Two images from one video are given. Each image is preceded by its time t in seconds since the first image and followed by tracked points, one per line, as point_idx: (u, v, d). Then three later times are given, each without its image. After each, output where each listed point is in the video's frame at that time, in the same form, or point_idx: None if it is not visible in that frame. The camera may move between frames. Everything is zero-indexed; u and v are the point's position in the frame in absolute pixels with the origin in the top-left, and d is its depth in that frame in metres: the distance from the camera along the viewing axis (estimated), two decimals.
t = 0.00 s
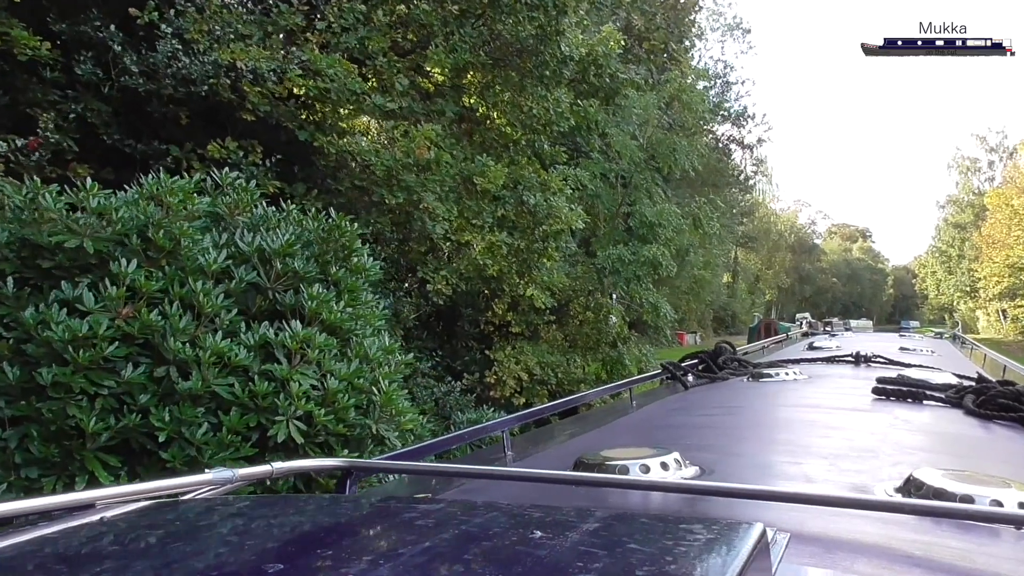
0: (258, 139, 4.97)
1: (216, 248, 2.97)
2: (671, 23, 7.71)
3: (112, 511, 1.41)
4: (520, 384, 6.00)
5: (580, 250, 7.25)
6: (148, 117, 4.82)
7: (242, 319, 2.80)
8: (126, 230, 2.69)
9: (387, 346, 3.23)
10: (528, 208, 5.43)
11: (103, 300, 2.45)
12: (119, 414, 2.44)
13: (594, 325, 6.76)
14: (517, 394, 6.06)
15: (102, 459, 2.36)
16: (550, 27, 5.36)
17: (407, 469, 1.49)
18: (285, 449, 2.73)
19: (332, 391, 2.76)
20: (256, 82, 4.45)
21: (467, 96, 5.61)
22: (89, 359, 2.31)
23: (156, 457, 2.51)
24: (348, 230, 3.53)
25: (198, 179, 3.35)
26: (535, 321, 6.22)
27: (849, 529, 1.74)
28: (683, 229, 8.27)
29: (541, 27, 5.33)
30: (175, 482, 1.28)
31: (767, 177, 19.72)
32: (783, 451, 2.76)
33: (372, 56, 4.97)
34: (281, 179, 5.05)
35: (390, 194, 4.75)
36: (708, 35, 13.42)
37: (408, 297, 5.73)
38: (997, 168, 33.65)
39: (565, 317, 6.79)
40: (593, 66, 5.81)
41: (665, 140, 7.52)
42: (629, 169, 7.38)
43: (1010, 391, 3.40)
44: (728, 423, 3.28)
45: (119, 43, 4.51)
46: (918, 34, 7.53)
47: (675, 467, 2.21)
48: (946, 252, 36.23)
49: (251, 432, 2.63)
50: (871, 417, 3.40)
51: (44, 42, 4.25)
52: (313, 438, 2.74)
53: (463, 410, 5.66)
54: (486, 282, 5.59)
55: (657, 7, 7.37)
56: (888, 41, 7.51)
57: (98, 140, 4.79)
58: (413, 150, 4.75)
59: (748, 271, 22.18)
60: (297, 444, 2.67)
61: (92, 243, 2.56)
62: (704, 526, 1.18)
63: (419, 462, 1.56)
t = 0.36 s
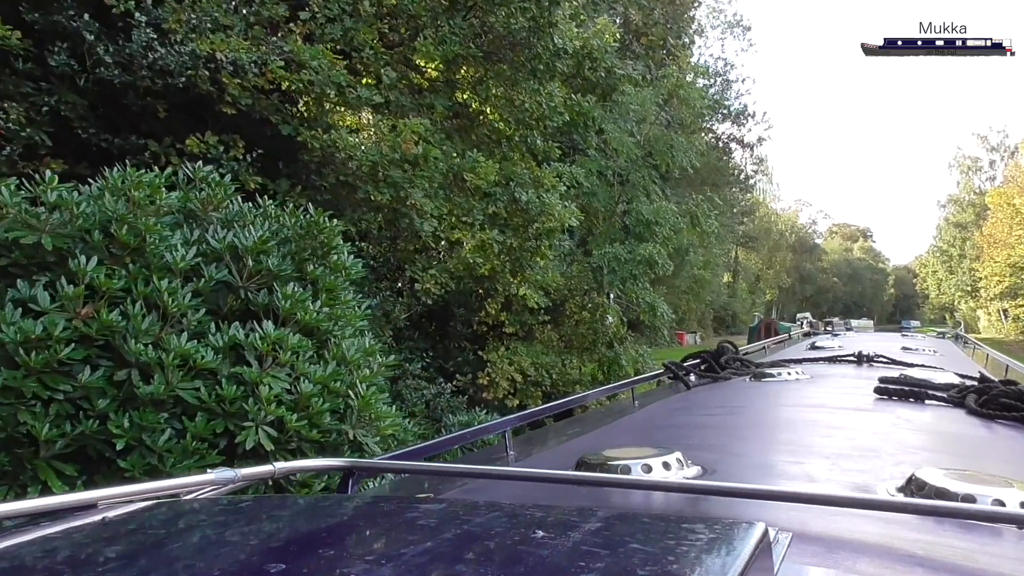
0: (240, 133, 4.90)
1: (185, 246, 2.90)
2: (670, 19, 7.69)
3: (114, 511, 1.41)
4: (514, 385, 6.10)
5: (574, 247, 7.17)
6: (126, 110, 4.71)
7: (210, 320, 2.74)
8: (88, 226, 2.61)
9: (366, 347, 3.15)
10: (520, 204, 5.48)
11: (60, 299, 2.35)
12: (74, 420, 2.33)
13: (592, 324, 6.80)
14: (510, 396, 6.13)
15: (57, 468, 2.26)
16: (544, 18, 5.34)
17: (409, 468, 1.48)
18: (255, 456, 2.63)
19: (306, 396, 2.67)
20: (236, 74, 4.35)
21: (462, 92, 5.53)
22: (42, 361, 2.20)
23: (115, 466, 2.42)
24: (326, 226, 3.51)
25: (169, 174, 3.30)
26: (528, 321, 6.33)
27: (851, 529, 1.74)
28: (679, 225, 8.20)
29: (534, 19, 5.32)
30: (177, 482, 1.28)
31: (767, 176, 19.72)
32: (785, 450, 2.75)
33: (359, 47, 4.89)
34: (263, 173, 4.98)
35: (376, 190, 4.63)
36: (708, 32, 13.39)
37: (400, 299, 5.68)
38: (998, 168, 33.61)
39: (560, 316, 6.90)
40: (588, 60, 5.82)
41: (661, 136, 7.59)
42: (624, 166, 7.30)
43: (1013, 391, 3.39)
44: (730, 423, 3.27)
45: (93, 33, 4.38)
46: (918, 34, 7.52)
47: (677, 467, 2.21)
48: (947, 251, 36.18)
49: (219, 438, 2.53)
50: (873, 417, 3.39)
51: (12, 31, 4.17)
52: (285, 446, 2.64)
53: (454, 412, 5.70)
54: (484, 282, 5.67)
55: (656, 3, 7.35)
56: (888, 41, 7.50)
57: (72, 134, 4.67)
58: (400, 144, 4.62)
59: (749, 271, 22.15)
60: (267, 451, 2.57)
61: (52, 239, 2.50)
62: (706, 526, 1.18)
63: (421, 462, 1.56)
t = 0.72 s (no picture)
0: (218, 126, 4.86)
1: (149, 243, 2.82)
2: (667, 16, 7.67)
3: (116, 512, 1.41)
4: (507, 387, 6.08)
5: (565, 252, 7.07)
6: (100, 102, 4.60)
7: (175, 320, 2.68)
8: (42, 221, 2.51)
9: (342, 348, 3.11)
10: (510, 201, 5.38)
11: (11, 298, 2.28)
12: (25, 425, 2.30)
13: (589, 323, 6.79)
14: (502, 398, 6.12)
15: (7, 476, 2.24)
16: (533, 11, 5.24)
17: (410, 468, 1.48)
18: (221, 461, 2.58)
19: (275, 400, 2.62)
20: (214, 66, 4.26)
21: (452, 87, 5.50)
22: None
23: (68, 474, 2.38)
24: (302, 222, 3.37)
25: (134, 167, 3.16)
26: (521, 321, 6.31)
27: (853, 529, 1.74)
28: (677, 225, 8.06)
29: (523, 10, 5.23)
30: (178, 483, 1.28)
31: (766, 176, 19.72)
32: (785, 450, 2.75)
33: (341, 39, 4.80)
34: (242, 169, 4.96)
35: (360, 185, 4.52)
36: (706, 31, 13.38)
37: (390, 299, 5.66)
38: (999, 167, 33.58)
39: (554, 317, 6.93)
40: (580, 53, 5.83)
41: (658, 133, 7.43)
42: (619, 163, 7.14)
43: (1014, 390, 3.39)
44: (731, 423, 3.27)
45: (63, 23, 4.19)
46: (918, 34, 7.52)
47: (678, 467, 2.21)
48: (947, 251, 36.15)
49: (181, 445, 2.48)
50: (874, 417, 3.39)
51: None
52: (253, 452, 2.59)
53: (445, 414, 5.71)
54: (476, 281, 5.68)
55: None
56: (888, 41, 7.50)
57: (43, 126, 4.44)
58: (383, 138, 4.55)
59: (748, 270, 22.16)
60: (233, 459, 2.52)
61: (3, 233, 2.38)
62: (707, 526, 1.18)
63: (422, 463, 1.56)
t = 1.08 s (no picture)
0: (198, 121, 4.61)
1: (109, 239, 2.66)
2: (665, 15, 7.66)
3: (118, 513, 1.41)
4: (498, 390, 6.11)
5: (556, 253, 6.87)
6: (75, 96, 4.42)
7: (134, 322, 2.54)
8: None
9: (317, 351, 2.99)
10: (499, 198, 5.20)
11: None
12: None
13: (583, 324, 6.75)
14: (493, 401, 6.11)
15: None
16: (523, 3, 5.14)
17: (410, 470, 1.49)
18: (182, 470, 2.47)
19: (240, 407, 2.50)
20: (188, 58, 3.99)
21: (443, 84, 5.39)
22: None
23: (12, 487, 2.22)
24: (275, 219, 3.17)
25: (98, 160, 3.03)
26: (512, 322, 6.27)
27: (854, 530, 1.74)
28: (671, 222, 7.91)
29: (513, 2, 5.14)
30: (180, 485, 1.28)
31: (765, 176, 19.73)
32: (785, 452, 2.76)
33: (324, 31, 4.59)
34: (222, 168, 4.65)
35: (341, 182, 4.26)
36: (704, 30, 13.38)
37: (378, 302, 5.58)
38: (999, 168, 33.56)
39: (547, 318, 6.82)
40: (572, 47, 5.73)
41: (653, 132, 7.27)
42: (616, 163, 7.05)
43: (1015, 391, 3.39)
44: (731, 425, 3.27)
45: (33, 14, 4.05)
46: (918, 34, 7.52)
47: (679, 468, 2.21)
48: (947, 252, 36.15)
49: (139, 454, 2.35)
50: (875, 418, 3.39)
51: None
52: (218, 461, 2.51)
53: (433, 419, 5.74)
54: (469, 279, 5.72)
55: None
56: (888, 41, 7.49)
57: (16, 122, 4.36)
58: (366, 133, 4.28)
59: (748, 271, 22.19)
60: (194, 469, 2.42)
61: None
62: (708, 528, 1.18)
63: (423, 465, 1.56)
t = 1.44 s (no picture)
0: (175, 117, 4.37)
1: (64, 238, 2.56)
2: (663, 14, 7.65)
3: (117, 517, 1.41)
4: (489, 394, 6.04)
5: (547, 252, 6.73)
6: (44, 90, 4.16)
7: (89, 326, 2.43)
8: None
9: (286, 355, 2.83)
10: (487, 197, 5.10)
11: None
12: None
13: (579, 324, 6.73)
14: (485, 405, 6.04)
15: None
16: None
17: (411, 473, 1.48)
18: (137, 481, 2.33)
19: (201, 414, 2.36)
20: (161, 50, 3.80)
21: (434, 81, 5.43)
22: None
23: None
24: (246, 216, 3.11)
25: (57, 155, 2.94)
26: (506, 325, 6.19)
27: (855, 532, 1.74)
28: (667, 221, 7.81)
29: None
30: (180, 488, 1.28)
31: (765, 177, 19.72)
32: (786, 454, 2.76)
33: (306, 24, 4.44)
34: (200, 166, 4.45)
35: (322, 179, 4.16)
36: (703, 29, 13.38)
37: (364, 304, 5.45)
38: (999, 169, 33.57)
39: (542, 321, 6.81)
40: (564, 42, 5.61)
41: (646, 130, 7.26)
42: (611, 162, 7.04)
43: (1016, 394, 3.39)
44: (732, 427, 3.27)
45: None
46: (918, 34, 7.53)
47: (679, 471, 2.21)
48: (947, 253, 36.12)
49: (90, 465, 2.22)
50: (876, 421, 3.39)
51: None
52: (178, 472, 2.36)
53: (421, 423, 5.60)
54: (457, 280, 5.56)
55: None
56: (888, 41, 7.50)
57: None
58: (348, 129, 4.21)
59: (748, 273, 22.20)
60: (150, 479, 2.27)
61: None
62: (708, 530, 1.18)
63: (424, 469, 1.55)
